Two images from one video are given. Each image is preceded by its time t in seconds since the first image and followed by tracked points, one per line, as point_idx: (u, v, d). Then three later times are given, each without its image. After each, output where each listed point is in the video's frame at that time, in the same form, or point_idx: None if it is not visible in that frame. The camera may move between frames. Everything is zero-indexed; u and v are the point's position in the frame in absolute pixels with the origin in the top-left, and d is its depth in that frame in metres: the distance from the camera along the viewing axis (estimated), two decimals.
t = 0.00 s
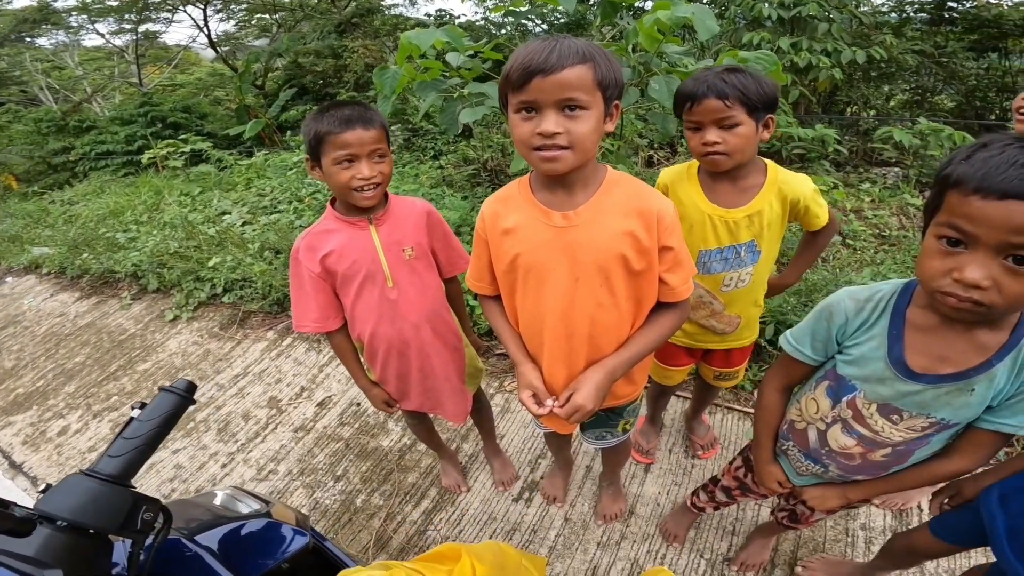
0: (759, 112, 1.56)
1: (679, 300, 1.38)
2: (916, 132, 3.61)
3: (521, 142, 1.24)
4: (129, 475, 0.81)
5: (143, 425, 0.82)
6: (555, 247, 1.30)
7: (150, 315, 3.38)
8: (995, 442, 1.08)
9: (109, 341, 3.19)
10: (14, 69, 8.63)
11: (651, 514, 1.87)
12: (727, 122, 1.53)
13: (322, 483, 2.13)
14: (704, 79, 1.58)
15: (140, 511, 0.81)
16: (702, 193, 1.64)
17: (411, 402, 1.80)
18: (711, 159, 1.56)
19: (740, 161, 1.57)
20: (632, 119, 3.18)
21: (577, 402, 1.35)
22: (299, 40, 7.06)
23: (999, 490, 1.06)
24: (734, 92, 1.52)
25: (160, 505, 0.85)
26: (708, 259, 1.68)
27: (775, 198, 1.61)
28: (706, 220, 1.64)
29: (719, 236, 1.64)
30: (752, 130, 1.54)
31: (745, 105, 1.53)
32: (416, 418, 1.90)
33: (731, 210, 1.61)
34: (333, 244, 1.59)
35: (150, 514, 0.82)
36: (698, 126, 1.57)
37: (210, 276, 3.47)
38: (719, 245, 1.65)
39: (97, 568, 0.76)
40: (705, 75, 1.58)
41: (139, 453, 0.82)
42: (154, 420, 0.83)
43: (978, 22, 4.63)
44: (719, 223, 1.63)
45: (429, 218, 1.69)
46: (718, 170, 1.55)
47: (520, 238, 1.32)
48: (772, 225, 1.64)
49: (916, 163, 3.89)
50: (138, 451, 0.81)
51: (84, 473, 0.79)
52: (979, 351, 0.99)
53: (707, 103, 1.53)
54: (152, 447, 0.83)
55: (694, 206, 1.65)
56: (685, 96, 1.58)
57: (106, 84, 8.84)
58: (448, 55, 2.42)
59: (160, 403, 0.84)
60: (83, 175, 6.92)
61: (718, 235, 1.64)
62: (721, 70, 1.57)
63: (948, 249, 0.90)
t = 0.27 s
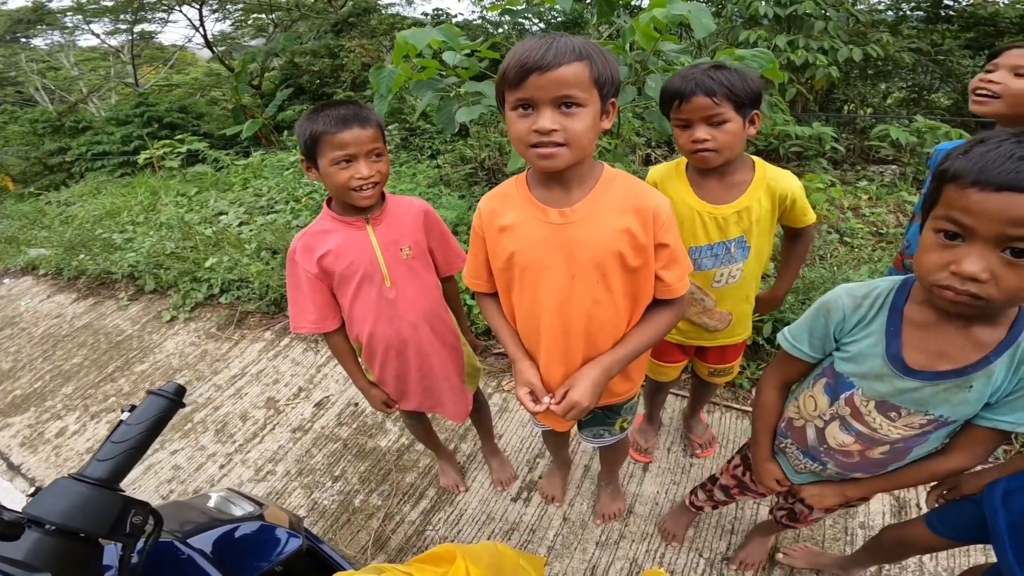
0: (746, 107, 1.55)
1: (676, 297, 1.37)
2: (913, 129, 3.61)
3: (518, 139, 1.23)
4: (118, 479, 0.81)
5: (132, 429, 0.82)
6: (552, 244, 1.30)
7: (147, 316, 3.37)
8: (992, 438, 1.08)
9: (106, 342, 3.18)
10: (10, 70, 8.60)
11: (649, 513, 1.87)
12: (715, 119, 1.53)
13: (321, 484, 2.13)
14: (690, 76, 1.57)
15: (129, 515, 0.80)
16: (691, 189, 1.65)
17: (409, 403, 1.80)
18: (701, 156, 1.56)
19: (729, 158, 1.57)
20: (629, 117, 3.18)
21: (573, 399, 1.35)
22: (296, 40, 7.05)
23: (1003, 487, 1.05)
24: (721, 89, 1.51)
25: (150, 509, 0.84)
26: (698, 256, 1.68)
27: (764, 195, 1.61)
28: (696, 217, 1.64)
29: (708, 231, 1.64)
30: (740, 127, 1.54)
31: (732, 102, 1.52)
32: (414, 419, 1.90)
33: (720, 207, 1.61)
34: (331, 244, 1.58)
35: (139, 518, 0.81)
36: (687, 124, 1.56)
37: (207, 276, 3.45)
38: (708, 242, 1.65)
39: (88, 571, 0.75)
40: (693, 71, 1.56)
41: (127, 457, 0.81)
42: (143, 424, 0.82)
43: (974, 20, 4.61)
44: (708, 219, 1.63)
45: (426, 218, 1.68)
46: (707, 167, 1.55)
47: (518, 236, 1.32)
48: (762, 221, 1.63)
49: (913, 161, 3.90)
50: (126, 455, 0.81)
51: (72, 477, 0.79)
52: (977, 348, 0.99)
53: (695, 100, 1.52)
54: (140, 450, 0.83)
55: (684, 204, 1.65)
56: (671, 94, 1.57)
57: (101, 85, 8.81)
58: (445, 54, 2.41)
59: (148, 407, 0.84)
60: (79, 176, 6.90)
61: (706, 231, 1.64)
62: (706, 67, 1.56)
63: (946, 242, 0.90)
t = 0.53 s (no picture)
0: (736, 105, 1.55)
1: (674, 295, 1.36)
2: (912, 128, 3.60)
3: (516, 137, 1.22)
4: (107, 485, 0.80)
5: (120, 436, 0.81)
6: (551, 242, 1.29)
7: (144, 317, 3.35)
8: (994, 439, 1.07)
9: (103, 344, 3.16)
10: (6, 70, 8.57)
11: (649, 514, 1.86)
12: (706, 117, 1.52)
13: (319, 485, 2.12)
14: (680, 73, 1.56)
15: (119, 522, 0.79)
16: (683, 187, 1.64)
17: (408, 404, 1.79)
18: (693, 155, 1.55)
19: (721, 156, 1.56)
20: (627, 116, 3.17)
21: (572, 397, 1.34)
22: (293, 40, 7.03)
23: (1001, 489, 1.00)
24: (711, 87, 1.51)
25: (140, 515, 0.83)
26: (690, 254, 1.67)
27: (756, 192, 1.60)
28: (688, 215, 1.63)
29: (700, 229, 1.63)
30: (731, 125, 1.53)
31: (723, 101, 1.52)
32: (413, 420, 1.89)
33: (712, 205, 1.60)
34: (328, 246, 1.57)
35: (129, 524, 0.80)
36: (677, 123, 1.55)
37: (204, 277, 3.44)
38: (701, 240, 1.64)
39: None
40: (682, 69, 1.55)
41: (116, 463, 0.80)
42: (130, 431, 0.82)
43: (972, 19, 4.51)
44: (700, 218, 1.62)
45: (424, 218, 1.68)
46: (699, 165, 1.54)
47: (517, 234, 1.31)
48: (754, 219, 1.62)
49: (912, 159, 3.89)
50: (114, 462, 0.80)
51: (60, 484, 0.78)
52: (979, 348, 0.98)
53: (686, 99, 1.51)
54: (129, 457, 0.82)
55: (677, 202, 1.65)
56: (662, 93, 1.56)
57: (98, 85, 8.77)
58: (441, 53, 2.40)
59: (136, 413, 0.83)
60: (76, 176, 6.87)
61: (698, 229, 1.63)
62: (696, 66, 1.55)
63: (933, 235, 0.90)
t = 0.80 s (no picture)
0: (727, 102, 1.54)
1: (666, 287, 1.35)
2: (908, 126, 3.60)
3: (512, 130, 1.21)
4: (94, 489, 0.78)
5: (106, 440, 0.80)
6: (545, 235, 1.28)
7: (139, 318, 3.33)
8: (993, 438, 1.07)
9: (98, 345, 3.14)
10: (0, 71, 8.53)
11: (647, 514, 1.85)
12: (695, 113, 1.51)
13: (316, 487, 2.10)
14: (671, 71, 1.57)
15: (106, 526, 0.77)
16: (675, 184, 1.63)
17: (404, 405, 1.78)
18: (683, 151, 1.54)
19: (711, 152, 1.54)
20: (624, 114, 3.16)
21: (565, 391, 1.32)
22: (288, 40, 7.00)
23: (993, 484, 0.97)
24: (700, 83, 1.50)
25: (128, 519, 0.81)
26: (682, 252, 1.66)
27: (748, 189, 1.59)
28: (680, 212, 1.62)
29: (692, 226, 1.62)
30: (721, 121, 1.52)
31: (713, 97, 1.51)
32: (410, 421, 1.88)
33: (704, 203, 1.59)
34: (322, 245, 1.56)
35: (116, 528, 0.78)
36: (667, 118, 1.55)
37: (199, 278, 3.42)
38: (693, 238, 1.63)
39: None
40: (673, 66, 1.55)
41: (102, 467, 0.79)
42: (117, 435, 0.81)
43: (967, 17, 4.52)
44: (692, 215, 1.61)
45: (420, 217, 1.67)
46: (689, 161, 1.54)
47: (512, 227, 1.31)
48: (747, 217, 1.61)
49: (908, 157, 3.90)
50: (100, 465, 0.79)
51: (45, 489, 0.76)
52: (978, 345, 0.97)
53: (675, 94, 1.51)
54: (115, 461, 0.81)
55: (668, 199, 1.64)
56: (653, 89, 1.56)
57: (93, 85, 8.73)
58: (437, 52, 2.39)
59: (123, 417, 0.82)
60: (71, 177, 6.83)
61: (690, 226, 1.62)
62: (687, 63, 1.55)
63: (927, 229, 0.89)
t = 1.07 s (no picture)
0: (722, 102, 1.53)
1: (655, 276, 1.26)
2: (903, 124, 3.61)
3: (518, 122, 1.20)
4: (97, 492, 0.78)
5: (107, 442, 0.79)
6: (543, 225, 1.29)
7: (136, 320, 3.32)
8: (990, 434, 1.07)
9: (95, 347, 3.13)
10: None
11: (647, 513, 1.86)
12: (686, 110, 1.51)
13: (315, 488, 2.10)
14: (668, 69, 1.58)
15: (110, 528, 0.77)
16: (671, 182, 1.64)
17: (403, 405, 1.77)
18: (675, 148, 1.54)
19: (702, 150, 1.54)
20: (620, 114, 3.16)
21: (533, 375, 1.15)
22: (284, 40, 6.98)
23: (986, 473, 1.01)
24: (693, 81, 1.50)
25: (131, 521, 0.81)
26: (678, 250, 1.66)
27: (745, 189, 1.59)
28: (675, 210, 1.62)
29: (688, 225, 1.62)
30: (714, 120, 1.52)
31: (706, 95, 1.50)
32: (409, 421, 1.87)
33: (700, 201, 1.59)
34: (322, 245, 1.55)
35: (120, 531, 0.78)
36: (661, 114, 1.55)
37: (196, 279, 3.41)
38: (688, 236, 1.64)
39: None
40: (671, 64, 1.56)
41: (104, 470, 0.79)
42: (118, 437, 0.80)
43: (961, 16, 4.54)
44: (689, 215, 1.61)
45: (420, 217, 1.66)
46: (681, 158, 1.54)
47: (509, 218, 1.31)
48: (742, 216, 1.62)
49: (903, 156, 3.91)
50: (102, 468, 0.79)
51: (48, 492, 0.76)
52: (975, 341, 0.98)
53: (668, 91, 1.51)
54: (118, 463, 0.80)
55: (665, 196, 1.64)
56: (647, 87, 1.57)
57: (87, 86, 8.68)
58: (433, 51, 2.38)
59: (124, 419, 0.81)
60: (66, 178, 6.80)
61: (686, 224, 1.62)
62: (684, 61, 1.56)
63: (920, 226, 0.89)
